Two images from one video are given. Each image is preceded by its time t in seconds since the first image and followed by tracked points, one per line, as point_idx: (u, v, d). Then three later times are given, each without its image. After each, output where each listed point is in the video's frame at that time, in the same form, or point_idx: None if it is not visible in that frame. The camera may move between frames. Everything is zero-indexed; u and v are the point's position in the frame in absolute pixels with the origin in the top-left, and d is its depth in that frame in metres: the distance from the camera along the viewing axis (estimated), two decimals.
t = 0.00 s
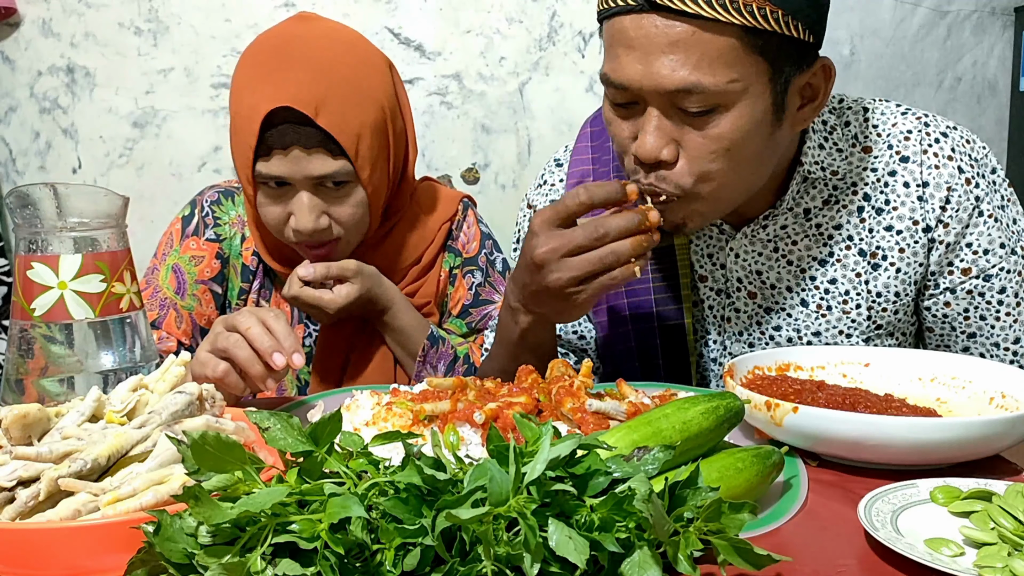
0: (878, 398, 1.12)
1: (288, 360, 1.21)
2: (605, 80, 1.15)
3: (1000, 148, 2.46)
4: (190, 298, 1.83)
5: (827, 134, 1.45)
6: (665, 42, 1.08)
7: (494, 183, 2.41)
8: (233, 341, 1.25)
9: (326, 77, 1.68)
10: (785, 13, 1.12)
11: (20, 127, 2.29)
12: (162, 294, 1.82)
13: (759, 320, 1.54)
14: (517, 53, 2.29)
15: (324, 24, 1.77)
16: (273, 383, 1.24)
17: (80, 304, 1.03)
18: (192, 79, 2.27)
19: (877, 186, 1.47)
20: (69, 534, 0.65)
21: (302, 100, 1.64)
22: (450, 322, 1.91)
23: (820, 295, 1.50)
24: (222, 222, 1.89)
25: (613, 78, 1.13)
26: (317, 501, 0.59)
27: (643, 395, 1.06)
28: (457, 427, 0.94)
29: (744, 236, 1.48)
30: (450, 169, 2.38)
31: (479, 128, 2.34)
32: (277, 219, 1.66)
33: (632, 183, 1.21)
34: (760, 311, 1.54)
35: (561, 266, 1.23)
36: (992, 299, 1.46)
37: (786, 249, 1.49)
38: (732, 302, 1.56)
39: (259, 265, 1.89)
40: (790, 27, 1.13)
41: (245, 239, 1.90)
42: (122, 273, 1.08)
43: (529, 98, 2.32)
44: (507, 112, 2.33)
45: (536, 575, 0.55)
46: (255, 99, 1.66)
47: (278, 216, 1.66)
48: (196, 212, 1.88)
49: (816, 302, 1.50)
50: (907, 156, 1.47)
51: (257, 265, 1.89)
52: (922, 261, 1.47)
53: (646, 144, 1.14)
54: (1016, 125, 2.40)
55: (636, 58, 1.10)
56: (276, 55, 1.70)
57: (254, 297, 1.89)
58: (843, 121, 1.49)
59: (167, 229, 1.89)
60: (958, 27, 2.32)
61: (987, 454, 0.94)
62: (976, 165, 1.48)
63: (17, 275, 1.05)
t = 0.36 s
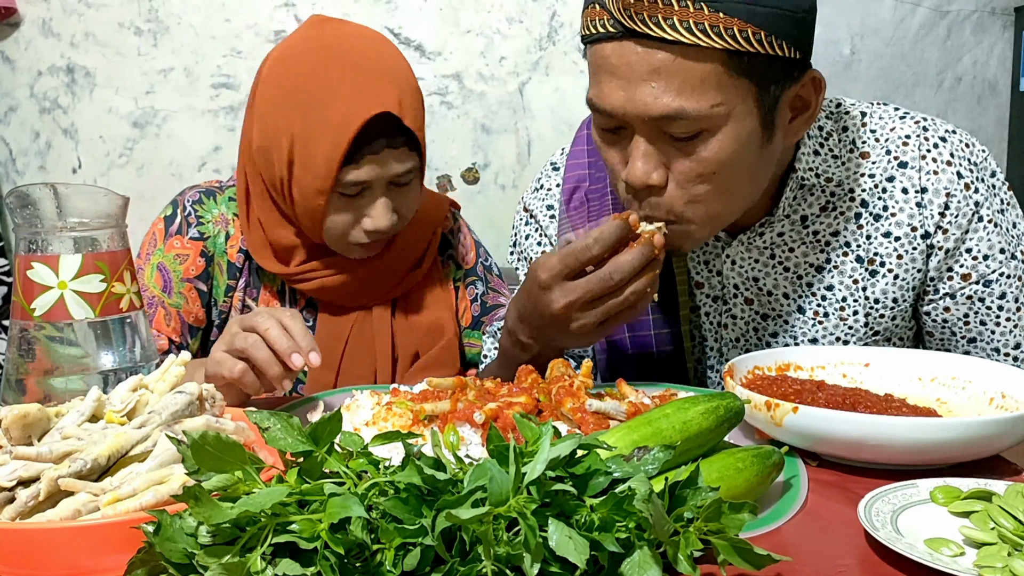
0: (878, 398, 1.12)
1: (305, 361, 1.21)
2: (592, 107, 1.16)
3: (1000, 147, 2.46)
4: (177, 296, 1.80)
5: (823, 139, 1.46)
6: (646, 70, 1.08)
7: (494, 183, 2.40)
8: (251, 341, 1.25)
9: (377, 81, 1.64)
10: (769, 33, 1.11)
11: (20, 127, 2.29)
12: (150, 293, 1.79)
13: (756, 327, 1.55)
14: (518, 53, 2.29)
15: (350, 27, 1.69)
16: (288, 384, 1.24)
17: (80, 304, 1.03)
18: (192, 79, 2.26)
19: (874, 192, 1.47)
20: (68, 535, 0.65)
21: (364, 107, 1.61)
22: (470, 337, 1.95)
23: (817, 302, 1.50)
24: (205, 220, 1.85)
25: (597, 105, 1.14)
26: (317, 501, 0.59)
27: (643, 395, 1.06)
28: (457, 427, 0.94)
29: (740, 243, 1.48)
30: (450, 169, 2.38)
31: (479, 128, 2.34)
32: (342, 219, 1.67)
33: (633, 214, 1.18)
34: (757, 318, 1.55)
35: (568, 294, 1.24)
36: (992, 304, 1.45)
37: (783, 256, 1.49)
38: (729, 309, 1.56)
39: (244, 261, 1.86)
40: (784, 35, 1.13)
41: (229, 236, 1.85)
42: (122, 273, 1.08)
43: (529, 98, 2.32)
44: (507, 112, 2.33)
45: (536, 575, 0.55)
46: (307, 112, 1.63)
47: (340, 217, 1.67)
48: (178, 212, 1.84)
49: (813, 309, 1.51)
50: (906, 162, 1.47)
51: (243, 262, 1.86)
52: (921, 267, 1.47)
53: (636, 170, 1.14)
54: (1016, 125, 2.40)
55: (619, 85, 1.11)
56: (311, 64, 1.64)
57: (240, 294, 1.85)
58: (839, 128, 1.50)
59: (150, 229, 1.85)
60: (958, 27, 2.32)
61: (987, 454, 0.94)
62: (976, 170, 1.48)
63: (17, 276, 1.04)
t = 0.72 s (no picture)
0: (878, 398, 1.12)
1: (326, 343, 1.20)
2: (588, 130, 1.15)
3: (1000, 148, 2.46)
4: (157, 306, 1.70)
5: (822, 149, 1.44)
6: (644, 89, 1.08)
7: (494, 183, 2.40)
8: (271, 322, 1.25)
9: (436, 103, 1.73)
10: (764, 43, 1.11)
11: (20, 127, 2.29)
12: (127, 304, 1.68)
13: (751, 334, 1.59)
14: (518, 54, 2.29)
15: (394, 49, 1.73)
16: (309, 366, 1.22)
17: (80, 303, 1.03)
18: (192, 79, 2.26)
19: (872, 201, 1.47)
20: (67, 535, 0.65)
21: (433, 129, 1.72)
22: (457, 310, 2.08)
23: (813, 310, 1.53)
24: (182, 224, 1.74)
25: (593, 128, 1.13)
26: (317, 501, 0.59)
27: (643, 395, 1.06)
28: (457, 427, 0.94)
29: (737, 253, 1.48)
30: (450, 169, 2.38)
31: (479, 128, 2.34)
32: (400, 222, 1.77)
33: (636, 250, 1.17)
34: (752, 325, 1.58)
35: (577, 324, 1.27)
36: (992, 312, 1.45)
37: (779, 264, 1.51)
38: (724, 317, 1.58)
39: (230, 264, 1.78)
40: (779, 42, 1.13)
41: (209, 239, 1.76)
42: (122, 273, 1.08)
43: (529, 98, 2.32)
44: (507, 112, 2.33)
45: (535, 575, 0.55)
46: (374, 135, 1.68)
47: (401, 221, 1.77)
48: (152, 219, 1.74)
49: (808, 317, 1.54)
50: (905, 170, 1.47)
51: (229, 265, 1.78)
52: (918, 276, 1.48)
53: (637, 192, 1.13)
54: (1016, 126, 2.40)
55: (615, 106, 1.10)
56: (369, 88, 1.67)
57: (228, 298, 1.77)
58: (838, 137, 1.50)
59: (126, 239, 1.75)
60: (958, 27, 2.32)
61: (987, 454, 0.94)
62: (976, 177, 1.48)
63: (17, 276, 1.04)
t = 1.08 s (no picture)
0: (878, 398, 1.12)
1: (313, 340, 1.19)
2: (610, 137, 1.15)
3: (1000, 148, 2.46)
4: (153, 307, 1.69)
5: (827, 146, 1.46)
6: (669, 96, 1.08)
7: (494, 183, 2.40)
8: (256, 322, 1.24)
9: (424, 97, 1.73)
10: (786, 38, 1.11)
11: (20, 127, 2.29)
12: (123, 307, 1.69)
13: (754, 330, 1.57)
14: (518, 53, 2.29)
15: (380, 45, 1.73)
16: (297, 364, 1.22)
17: (80, 303, 1.03)
18: (192, 79, 2.26)
19: (877, 197, 1.47)
20: (67, 535, 0.65)
21: (421, 123, 1.72)
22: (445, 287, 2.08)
23: (817, 306, 1.51)
24: (174, 227, 1.74)
25: (617, 135, 1.13)
26: (317, 501, 0.59)
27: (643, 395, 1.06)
28: (457, 427, 0.94)
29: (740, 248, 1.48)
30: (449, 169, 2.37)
31: (479, 128, 2.34)
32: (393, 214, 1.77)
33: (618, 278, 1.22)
34: (755, 321, 1.55)
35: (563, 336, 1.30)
36: (994, 311, 1.45)
37: (783, 260, 1.49)
38: (727, 312, 1.56)
39: (224, 266, 1.78)
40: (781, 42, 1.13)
41: (202, 241, 1.76)
42: (122, 273, 1.08)
43: (529, 98, 2.32)
44: (507, 112, 2.33)
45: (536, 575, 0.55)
46: (363, 129, 1.68)
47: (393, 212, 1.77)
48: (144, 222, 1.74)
49: (812, 313, 1.52)
50: (909, 166, 1.47)
51: (223, 266, 1.78)
52: (922, 273, 1.48)
53: (667, 195, 1.15)
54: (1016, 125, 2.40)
55: (640, 114, 1.10)
56: (356, 83, 1.67)
57: (224, 299, 1.76)
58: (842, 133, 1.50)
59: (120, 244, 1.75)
60: (958, 27, 2.32)
61: (987, 454, 0.94)
62: (979, 176, 1.49)
63: (16, 276, 1.04)
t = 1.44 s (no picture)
0: (878, 398, 1.12)
1: (306, 337, 1.19)
2: (647, 72, 1.18)
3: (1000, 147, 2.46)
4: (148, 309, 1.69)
5: (849, 125, 1.52)
6: (709, 31, 1.10)
7: (494, 183, 2.40)
8: (249, 321, 1.25)
9: (407, 91, 1.72)
10: None
11: (20, 127, 2.29)
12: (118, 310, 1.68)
13: (767, 302, 1.60)
14: (518, 53, 2.29)
15: (365, 40, 1.73)
16: (292, 361, 1.22)
17: (80, 303, 1.03)
18: (192, 79, 2.26)
19: (893, 178, 1.52)
20: (67, 535, 0.65)
21: (406, 118, 1.72)
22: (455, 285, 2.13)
23: (829, 281, 1.55)
24: (168, 229, 1.75)
25: (654, 70, 1.17)
26: (317, 501, 0.59)
27: (643, 395, 1.06)
28: (457, 427, 0.94)
29: (758, 218, 1.53)
30: (449, 169, 2.37)
31: (479, 128, 2.34)
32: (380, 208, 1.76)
33: (606, 274, 1.20)
34: (769, 293, 1.59)
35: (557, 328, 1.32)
36: (1000, 299, 1.49)
37: (799, 234, 1.54)
38: (742, 282, 1.62)
39: (218, 267, 1.78)
40: (783, 40, 1.13)
41: (196, 242, 1.77)
42: (122, 273, 1.08)
43: (529, 98, 2.33)
44: (507, 112, 2.33)
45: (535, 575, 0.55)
46: (346, 123, 1.68)
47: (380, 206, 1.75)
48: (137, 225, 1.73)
49: (824, 288, 1.56)
50: (926, 151, 1.51)
51: (218, 268, 1.78)
52: (933, 256, 1.51)
53: (694, 133, 1.18)
54: (1016, 125, 2.40)
55: (679, 47, 1.13)
56: (339, 77, 1.67)
57: (218, 300, 1.77)
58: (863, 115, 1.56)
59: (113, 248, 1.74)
60: (958, 27, 2.32)
61: (987, 454, 0.94)
62: (993, 167, 1.52)
63: (16, 275, 1.04)
